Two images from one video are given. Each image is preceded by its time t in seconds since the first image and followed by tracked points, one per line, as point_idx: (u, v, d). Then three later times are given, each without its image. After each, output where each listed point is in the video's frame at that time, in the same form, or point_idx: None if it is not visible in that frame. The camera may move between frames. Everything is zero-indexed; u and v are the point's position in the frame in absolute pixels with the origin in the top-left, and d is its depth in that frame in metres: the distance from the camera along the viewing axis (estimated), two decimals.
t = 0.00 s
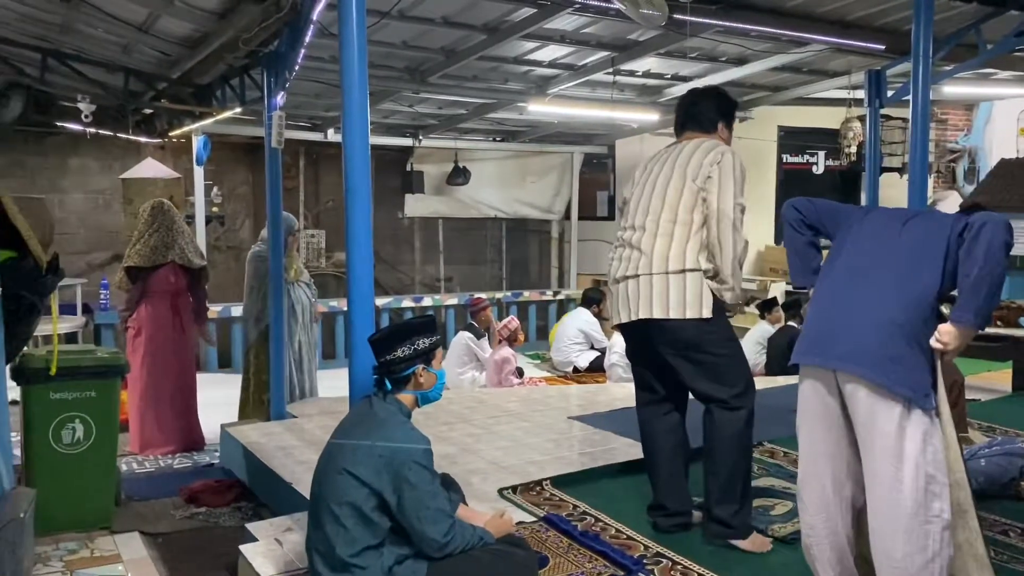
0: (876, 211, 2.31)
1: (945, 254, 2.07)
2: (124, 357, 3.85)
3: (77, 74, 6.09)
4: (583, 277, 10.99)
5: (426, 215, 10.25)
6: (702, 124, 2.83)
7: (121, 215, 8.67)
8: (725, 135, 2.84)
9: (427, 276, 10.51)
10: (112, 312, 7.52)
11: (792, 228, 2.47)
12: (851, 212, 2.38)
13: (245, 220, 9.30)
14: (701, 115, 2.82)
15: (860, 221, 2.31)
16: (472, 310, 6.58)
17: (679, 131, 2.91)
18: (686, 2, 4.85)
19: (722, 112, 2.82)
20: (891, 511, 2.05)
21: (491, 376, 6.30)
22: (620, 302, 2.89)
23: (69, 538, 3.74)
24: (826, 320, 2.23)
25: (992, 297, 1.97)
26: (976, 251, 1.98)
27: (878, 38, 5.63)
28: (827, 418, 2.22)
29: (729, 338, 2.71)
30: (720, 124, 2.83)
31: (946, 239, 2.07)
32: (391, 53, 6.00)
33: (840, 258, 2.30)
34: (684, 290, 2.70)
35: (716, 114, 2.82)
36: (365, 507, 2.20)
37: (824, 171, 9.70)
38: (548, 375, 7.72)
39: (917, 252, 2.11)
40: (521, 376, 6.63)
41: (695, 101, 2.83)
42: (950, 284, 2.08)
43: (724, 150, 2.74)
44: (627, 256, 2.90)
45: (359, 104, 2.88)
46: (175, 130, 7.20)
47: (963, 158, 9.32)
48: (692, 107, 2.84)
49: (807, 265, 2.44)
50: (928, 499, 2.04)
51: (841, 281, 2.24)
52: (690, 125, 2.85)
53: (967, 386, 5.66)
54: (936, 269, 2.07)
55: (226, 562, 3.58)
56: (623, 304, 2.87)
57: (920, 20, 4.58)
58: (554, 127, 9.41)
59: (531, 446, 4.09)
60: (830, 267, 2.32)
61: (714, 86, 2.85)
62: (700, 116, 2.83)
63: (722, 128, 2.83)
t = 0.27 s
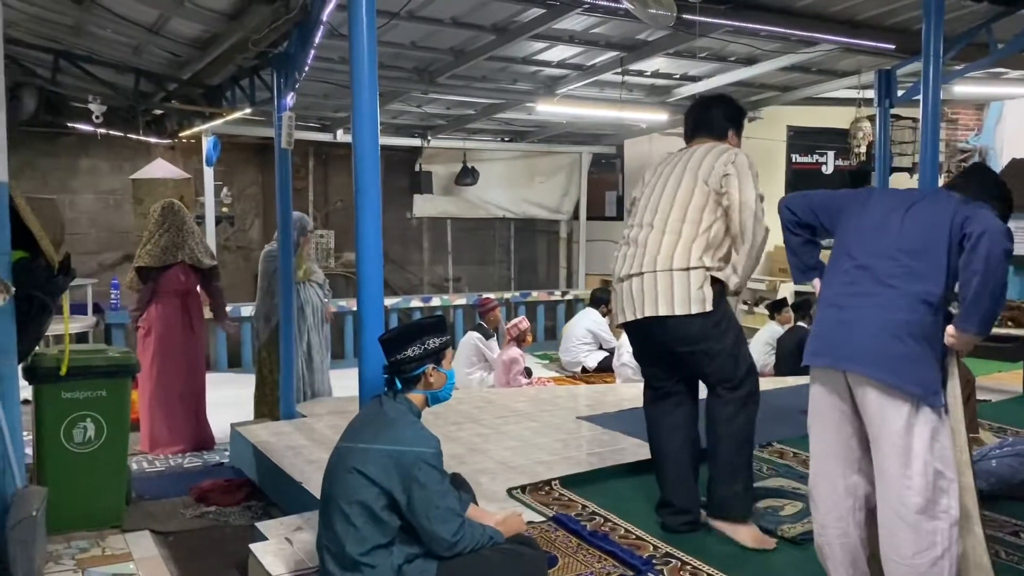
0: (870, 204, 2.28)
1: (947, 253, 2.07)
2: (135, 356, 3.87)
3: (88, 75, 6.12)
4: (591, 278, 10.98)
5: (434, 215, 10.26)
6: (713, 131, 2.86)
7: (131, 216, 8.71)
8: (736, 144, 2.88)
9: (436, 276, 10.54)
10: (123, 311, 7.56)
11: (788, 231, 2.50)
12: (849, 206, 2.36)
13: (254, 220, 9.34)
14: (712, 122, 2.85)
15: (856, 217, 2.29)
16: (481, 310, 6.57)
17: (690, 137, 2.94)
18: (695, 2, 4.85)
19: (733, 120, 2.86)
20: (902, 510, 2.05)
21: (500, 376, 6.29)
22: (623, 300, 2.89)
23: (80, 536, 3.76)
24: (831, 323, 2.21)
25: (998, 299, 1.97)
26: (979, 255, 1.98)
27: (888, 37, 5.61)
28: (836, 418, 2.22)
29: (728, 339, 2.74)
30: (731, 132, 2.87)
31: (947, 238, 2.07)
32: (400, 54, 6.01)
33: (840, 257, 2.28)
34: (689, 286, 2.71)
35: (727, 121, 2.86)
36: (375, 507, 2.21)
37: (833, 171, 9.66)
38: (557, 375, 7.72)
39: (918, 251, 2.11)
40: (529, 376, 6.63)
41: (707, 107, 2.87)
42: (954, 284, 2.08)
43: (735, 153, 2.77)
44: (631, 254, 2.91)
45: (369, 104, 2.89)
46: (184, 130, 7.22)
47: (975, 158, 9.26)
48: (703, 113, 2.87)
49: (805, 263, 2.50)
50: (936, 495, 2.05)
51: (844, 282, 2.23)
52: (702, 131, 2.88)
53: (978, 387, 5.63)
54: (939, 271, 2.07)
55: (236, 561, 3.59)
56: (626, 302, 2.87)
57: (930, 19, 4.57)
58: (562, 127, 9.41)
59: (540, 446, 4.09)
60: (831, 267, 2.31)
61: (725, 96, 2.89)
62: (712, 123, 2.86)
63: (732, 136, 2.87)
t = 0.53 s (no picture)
0: (865, 202, 2.28)
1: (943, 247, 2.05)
2: (141, 356, 3.88)
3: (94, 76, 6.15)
4: (596, 278, 10.98)
5: (439, 215, 10.27)
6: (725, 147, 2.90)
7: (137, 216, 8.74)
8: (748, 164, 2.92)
9: (441, 276, 10.55)
10: (129, 311, 7.58)
11: (794, 251, 2.47)
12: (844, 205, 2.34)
13: (259, 220, 9.36)
14: (726, 139, 2.89)
15: (853, 218, 2.29)
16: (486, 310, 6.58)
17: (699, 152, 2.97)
18: (701, 2, 4.85)
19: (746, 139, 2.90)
20: (905, 508, 2.05)
21: (505, 376, 6.27)
22: (617, 296, 2.95)
23: (87, 535, 3.77)
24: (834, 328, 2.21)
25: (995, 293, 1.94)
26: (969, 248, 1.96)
27: (894, 37, 5.61)
28: (841, 416, 2.22)
29: (735, 304, 2.75)
30: (744, 151, 2.91)
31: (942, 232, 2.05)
32: (405, 54, 6.02)
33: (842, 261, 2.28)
34: (679, 279, 2.76)
35: (740, 140, 2.90)
36: (381, 506, 2.21)
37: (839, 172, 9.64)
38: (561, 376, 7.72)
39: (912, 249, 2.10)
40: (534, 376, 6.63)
41: (722, 126, 2.92)
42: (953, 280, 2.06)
43: (741, 165, 2.81)
44: (629, 251, 2.93)
45: (376, 105, 2.90)
46: (190, 131, 7.23)
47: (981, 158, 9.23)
48: (717, 129, 2.92)
49: (814, 276, 2.48)
50: (939, 491, 2.05)
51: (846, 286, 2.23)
52: (713, 147, 2.92)
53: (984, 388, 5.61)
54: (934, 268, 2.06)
55: (241, 560, 3.60)
56: (624, 299, 2.91)
57: (935, 19, 4.57)
58: (567, 127, 9.41)
59: (545, 446, 4.10)
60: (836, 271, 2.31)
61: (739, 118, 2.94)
62: (725, 140, 2.90)
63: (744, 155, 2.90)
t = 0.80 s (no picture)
0: (854, 199, 2.27)
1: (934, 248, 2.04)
2: (142, 356, 3.88)
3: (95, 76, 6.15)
4: (596, 278, 10.98)
5: (440, 216, 10.28)
6: (734, 161, 2.95)
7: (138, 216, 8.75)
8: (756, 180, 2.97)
9: (442, 276, 10.56)
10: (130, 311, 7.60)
11: (786, 260, 2.46)
12: (834, 205, 2.33)
13: (260, 220, 9.37)
14: (737, 153, 2.94)
15: (844, 216, 2.28)
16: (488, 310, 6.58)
17: (708, 163, 3.01)
18: (701, 2, 4.85)
19: (755, 157, 2.95)
20: (910, 506, 2.06)
21: (506, 376, 6.27)
22: (616, 295, 2.95)
23: (88, 535, 3.78)
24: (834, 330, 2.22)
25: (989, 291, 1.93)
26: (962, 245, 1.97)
27: (894, 37, 5.61)
28: (844, 416, 2.22)
29: (734, 299, 2.76)
30: (752, 167, 2.96)
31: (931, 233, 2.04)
32: (406, 54, 6.02)
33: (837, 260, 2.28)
34: (678, 277, 2.77)
35: (749, 156, 2.95)
36: (382, 506, 2.22)
37: (840, 172, 9.64)
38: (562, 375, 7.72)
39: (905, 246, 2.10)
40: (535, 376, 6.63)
41: (733, 140, 2.96)
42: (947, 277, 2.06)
43: (749, 180, 2.85)
44: (630, 251, 2.93)
45: (375, 103, 2.89)
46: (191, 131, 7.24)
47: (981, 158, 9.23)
48: (727, 145, 2.96)
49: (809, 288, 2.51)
50: (942, 488, 2.06)
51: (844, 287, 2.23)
52: (723, 160, 2.96)
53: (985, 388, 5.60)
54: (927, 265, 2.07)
55: (242, 559, 3.61)
56: (623, 298, 2.90)
57: (935, 20, 4.57)
58: (568, 127, 9.40)
59: (545, 446, 4.10)
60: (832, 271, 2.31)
61: (749, 133, 2.99)
62: (735, 154, 2.94)
63: (752, 171, 2.96)
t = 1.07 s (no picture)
0: (848, 208, 2.30)
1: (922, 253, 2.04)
2: (137, 356, 3.87)
3: (90, 75, 6.13)
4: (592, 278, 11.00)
5: (436, 215, 10.29)
6: (734, 167, 2.95)
7: (133, 216, 8.73)
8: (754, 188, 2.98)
9: (438, 276, 10.56)
10: (125, 311, 7.57)
11: (772, 276, 2.48)
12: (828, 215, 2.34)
13: (255, 220, 9.36)
14: (737, 160, 2.95)
15: (835, 222, 2.30)
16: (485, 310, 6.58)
17: (707, 168, 3.02)
18: (696, 2, 4.86)
19: (754, 166, 2.97)
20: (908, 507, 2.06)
21: (501, 376, 6.28)
22: (612, 293, 2.95)
23: (83, 536, 3.77)
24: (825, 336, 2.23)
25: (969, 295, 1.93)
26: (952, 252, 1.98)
27: (889, 38, 5.63)
28: (842, 419, 2.22)
29: (730, 301, 2.77)
30: (751, 176, 2.97)
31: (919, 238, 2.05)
32: (401, 54, 6.02)
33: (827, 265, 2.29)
34: (675, 277, 2.77)
35: (748, 165, 2.96)
36: (376, 506, 2.22)
37: (834, 172, 9.67)
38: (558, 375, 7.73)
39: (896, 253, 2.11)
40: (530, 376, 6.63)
41: (734, 148, 2.97)
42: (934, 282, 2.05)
43: (749, 187, 2.86)
44: (627, 250, 2.93)
45: (371, 102, 2.89)
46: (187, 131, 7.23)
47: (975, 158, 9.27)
48: (728, 151, 2.96)
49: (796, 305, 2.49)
50: (938, 488, 2.05)
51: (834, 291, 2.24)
52: (722, 165, 2.97)
53: (978, 387, 5.63)
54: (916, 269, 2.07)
55: (237, 559, 3.60)
56: (619, 296, 2.90)
57: (930, 20, 4.59)
58: (564, 127, 9.41)
59: (541, 446, 4.10)
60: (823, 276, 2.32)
61: (749, 142, 3.00)
62: (735, 161, 2.95)
63: (750, 179, 2.97)
